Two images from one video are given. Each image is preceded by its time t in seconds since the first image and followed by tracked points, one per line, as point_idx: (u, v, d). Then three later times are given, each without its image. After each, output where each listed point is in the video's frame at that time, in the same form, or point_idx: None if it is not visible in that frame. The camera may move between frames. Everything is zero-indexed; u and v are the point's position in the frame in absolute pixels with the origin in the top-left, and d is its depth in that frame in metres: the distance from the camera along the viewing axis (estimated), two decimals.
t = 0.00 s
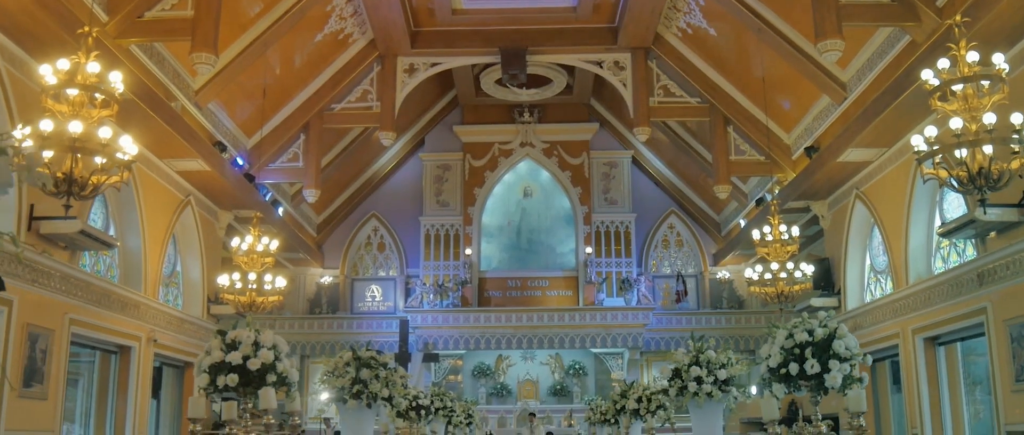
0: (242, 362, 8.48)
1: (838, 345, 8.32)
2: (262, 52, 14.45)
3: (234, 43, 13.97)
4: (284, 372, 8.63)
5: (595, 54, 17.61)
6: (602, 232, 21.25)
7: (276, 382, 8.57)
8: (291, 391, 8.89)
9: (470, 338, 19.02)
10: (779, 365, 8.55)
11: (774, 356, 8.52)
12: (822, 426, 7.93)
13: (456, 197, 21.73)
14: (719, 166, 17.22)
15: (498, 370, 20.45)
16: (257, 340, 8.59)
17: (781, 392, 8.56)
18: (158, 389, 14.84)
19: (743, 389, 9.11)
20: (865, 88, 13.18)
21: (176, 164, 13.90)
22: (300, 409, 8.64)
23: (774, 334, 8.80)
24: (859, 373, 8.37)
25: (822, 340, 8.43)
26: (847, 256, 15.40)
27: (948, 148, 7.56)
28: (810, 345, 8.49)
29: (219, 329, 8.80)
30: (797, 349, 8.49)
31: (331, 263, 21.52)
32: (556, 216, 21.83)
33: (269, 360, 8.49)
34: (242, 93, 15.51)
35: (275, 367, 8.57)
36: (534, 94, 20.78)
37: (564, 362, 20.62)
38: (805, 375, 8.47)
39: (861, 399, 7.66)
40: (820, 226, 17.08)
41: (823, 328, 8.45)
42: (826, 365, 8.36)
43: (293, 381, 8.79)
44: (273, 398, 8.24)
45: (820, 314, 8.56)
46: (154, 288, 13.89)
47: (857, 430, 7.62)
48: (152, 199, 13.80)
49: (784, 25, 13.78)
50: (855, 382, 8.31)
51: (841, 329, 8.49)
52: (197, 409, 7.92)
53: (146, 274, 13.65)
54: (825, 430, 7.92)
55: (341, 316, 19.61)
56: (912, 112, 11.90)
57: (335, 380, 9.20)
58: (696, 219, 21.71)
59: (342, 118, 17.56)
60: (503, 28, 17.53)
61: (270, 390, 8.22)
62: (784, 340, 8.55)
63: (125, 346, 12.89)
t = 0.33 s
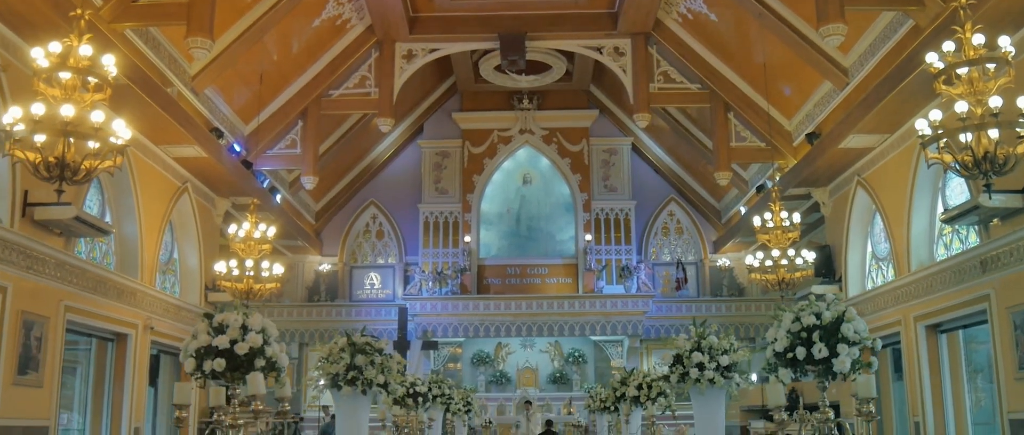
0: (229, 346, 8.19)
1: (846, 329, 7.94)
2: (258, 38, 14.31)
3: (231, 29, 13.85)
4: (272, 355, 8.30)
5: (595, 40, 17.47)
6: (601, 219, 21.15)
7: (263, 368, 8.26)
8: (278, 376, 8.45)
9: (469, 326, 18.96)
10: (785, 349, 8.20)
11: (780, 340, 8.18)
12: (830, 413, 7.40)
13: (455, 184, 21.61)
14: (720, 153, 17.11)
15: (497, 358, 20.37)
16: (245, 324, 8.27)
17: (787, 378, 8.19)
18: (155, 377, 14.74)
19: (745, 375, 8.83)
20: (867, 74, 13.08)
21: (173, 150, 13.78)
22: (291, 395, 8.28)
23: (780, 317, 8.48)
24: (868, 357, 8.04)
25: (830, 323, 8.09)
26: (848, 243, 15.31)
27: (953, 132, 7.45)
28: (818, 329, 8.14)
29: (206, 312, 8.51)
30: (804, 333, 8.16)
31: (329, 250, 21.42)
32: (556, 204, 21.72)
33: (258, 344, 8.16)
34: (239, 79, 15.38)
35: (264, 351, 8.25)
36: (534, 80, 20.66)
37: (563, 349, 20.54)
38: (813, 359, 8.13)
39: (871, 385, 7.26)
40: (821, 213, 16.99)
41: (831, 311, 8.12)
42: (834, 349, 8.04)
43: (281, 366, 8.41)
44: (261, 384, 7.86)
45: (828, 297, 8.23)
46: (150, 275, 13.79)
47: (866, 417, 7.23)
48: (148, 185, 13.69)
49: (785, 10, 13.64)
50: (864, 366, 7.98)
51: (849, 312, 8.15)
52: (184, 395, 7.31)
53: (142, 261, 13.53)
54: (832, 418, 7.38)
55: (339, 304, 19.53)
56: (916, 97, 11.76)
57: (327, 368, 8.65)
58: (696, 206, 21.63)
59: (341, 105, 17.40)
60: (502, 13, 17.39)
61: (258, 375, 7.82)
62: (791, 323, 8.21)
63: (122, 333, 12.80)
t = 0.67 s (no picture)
0: (215, 329, 7.23)
1: (857, 310, 6.86)
2: (255, 21, 14.17)
3: (226, 13, 13.70)
4: (258, 338, 7.34)
5: (595, 24, 17.31)
6: (601, 205, 21.03)
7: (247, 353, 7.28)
8: (265, 360, 7.46)
9: (468, 312, 18.87)
10: (792, 333, 7.07)
11: (787, 322, 7.07)
12: (839, 399, 6.58)
13: (454, 170, 21.50)
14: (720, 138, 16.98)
15: (496, 345, 20.28)
16: (231, 305, 7.33)
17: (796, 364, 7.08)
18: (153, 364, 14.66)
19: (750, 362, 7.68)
20: (869, 58, 12.95)
21: (169, 135, 13.65)
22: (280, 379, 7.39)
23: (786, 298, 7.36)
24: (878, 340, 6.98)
25: (839, 304, 6.97)
26: (849, 229, 15.20)
27: (958, 115, 7.32)
28: (826, 311, 7.02)
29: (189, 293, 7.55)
30: (812, 315, 7.02)
31: (327, 237, 21.33)
32: (556, 189, 21.58)
33: (244, 327, 7.22)
34: (235, 64, 15.23)
35: (250, 335, 7.28)
36: (533, 65, 20.52)
37: (563, 336, 20.43)
38: (821, 344, 6.99)
39: (882, 369, 6.36)
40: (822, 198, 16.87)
41: (839, 292, 7.01)
42: (843, 333, 6.91)
43: (268, 349, 7.44)
44: (247, 368, 7.06)
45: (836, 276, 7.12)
46: (146, 261, 13.69)
47: (878, 403, 6.37)
48: (144, 171, 13.59)
49: None
50: (875, 350, 6.93)
51: (859, 293, 7.04)
52: (166, 379, 6.89)
53: (138, 247, 13.42)
54: (843, 404, 6.59)
55: (338, 290, 19.43)
56: (919, 81, 11.63)
57: (318, 354, 7.85)
58: (696, 192, 21.51)
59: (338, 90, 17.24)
60: None
61: (246, 358, 7.04)
62: (797, 305, 7.08)
63: (118, 320, 12.70)
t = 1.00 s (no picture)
0: (200, 310, 6.67)
1: (870, 289, 6.39)
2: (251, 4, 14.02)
3: None
4: (245, 319, 6.80)
5: (595, 7, 17.15)
6: (600, 190, 20.92)
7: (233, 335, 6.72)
8: (252, 341, 6.95)
9: (467, 297, 18.81)
10: (802, 314, 6.64)
11: (798, 302, 6.61)
12: (850, 383, 6.03)
13: (452, 155, 21.34)
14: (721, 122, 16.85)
15: (495, 330, 20.20)
16: (217, 284, 6.76)
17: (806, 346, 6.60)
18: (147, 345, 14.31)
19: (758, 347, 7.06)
20: (870, 41, 12.84)
21: (165, 119, 13.51)
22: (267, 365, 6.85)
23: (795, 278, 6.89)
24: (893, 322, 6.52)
25: (851, 284, 6.52)
26: (851, 214, 15.11)
27: (964, 96, 7.18)
28: (838, 291, 6.57)
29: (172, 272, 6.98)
30: (823, 295, 6.56)
31: (326, 222, 21.22)
32: (555, 174, 21.42)
33: (231, 308, 6.66)
34: (232, 48, 15.10)
35: (236, 315, 6.72)
36: (532, 49, 20.42)
37: (562, 321, 20.33)
38: (832, 324, 6.53)
39: (896, 352, 5.98)
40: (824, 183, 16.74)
41: (852, 270, 6.57)
42: (856, 313, 6.43)
43: (256, 330, 6.91)
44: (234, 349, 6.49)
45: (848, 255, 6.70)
46: (142, 246, 13.57)
47: (890, 387, 5.97)
48: (140, 155, 13.46)
49: None
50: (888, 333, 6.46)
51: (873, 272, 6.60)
52: (148, 362, 6.42)
53: (134, 232, 13.31)
54: (853, 387, 6.04)
55: (336, 275, 19.35)
56: (923, 64, 11.51)
57: (308, 339, 7.30)
58: (696, 177, 21.40)
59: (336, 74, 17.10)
60: None
61: (233, 340, 6.47)
62: (807, 284, 6.64)
63: (114, 305, 12.62)
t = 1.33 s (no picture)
0: (183, 289, 6.07)
1: (887, 266, 5.71)
2: None
3: None
4: (231, 299, 6.18)
5: None
6: (599, 175, 20.78)
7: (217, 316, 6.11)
8: (239, 322, 6.33)
9: (466, 282, 18.72)
10: (816, 294, 5.93)
11: (811, 280, 5.90)
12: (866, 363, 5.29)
13: (451, 139, 21.18)
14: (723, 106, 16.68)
15: (494, 315, 20.11)
16: (201, 262, 6.16)
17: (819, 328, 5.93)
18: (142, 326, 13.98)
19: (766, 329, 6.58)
20: (874, 23, 12.67)
21: (160, 102, 13.35)
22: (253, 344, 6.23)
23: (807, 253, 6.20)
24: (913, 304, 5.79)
25: (868, 261, 5.82)
26: (852, 198, 15.02)
27: (972, 76, 7.03)
28: (854, 269, 5.87)
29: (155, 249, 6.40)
30: (838, 272, 5.86)
31: (323, 207, 21.09)
32: (554, 159, 21.25)
33: (216, 286, 6.04)
34: (229, 30, 14.94)
35: (221, 294, 6.10)
36: (531, 32, 20.16)
37: (561, 307, 20.22)
38: (847, 304, 5.82)
39: (916, 331, 5.37)
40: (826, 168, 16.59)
41: (869, 247, 5.89)
42: (874, 292, 5.73)
43: (242, 310, 6.30)
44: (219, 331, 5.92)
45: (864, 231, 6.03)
46: (137, 230, 13.43)
47: (905, 369, 5.44)
48: (135, 138, 13.29)
49: None
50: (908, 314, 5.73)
51: (891, 249, 5.92)
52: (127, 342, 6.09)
53: (129, 215, 13.16)
54: (871, 369, 5.34)
55: (335, 260, 19.26)
56: (927, 46, 11.36)
57: (301, 322, 6.67)
58: (696, 162, 21.25)
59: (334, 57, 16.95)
60: None
61: (217, 321, 5.89)
62: (822, 262, 5.94)
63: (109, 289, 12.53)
